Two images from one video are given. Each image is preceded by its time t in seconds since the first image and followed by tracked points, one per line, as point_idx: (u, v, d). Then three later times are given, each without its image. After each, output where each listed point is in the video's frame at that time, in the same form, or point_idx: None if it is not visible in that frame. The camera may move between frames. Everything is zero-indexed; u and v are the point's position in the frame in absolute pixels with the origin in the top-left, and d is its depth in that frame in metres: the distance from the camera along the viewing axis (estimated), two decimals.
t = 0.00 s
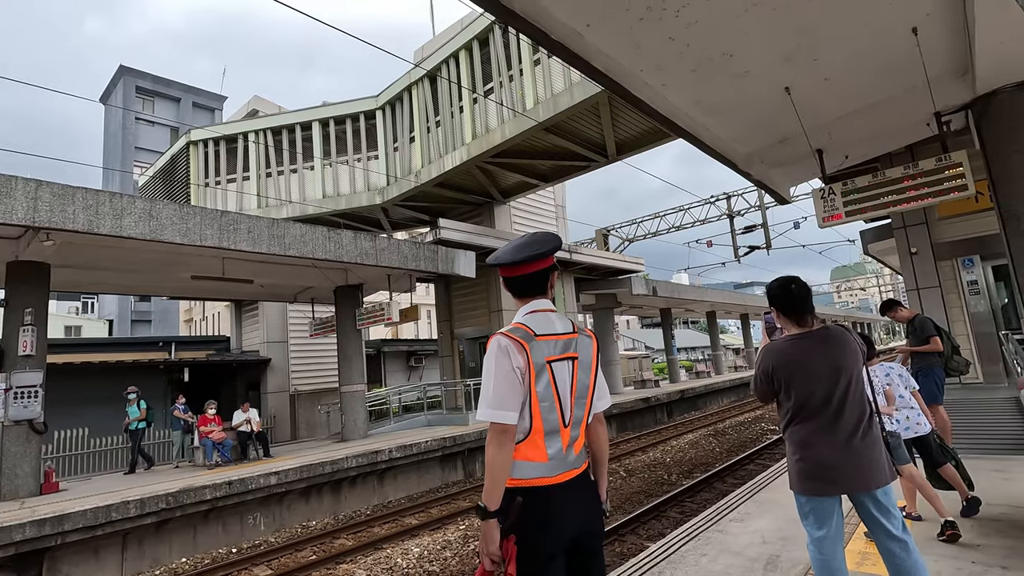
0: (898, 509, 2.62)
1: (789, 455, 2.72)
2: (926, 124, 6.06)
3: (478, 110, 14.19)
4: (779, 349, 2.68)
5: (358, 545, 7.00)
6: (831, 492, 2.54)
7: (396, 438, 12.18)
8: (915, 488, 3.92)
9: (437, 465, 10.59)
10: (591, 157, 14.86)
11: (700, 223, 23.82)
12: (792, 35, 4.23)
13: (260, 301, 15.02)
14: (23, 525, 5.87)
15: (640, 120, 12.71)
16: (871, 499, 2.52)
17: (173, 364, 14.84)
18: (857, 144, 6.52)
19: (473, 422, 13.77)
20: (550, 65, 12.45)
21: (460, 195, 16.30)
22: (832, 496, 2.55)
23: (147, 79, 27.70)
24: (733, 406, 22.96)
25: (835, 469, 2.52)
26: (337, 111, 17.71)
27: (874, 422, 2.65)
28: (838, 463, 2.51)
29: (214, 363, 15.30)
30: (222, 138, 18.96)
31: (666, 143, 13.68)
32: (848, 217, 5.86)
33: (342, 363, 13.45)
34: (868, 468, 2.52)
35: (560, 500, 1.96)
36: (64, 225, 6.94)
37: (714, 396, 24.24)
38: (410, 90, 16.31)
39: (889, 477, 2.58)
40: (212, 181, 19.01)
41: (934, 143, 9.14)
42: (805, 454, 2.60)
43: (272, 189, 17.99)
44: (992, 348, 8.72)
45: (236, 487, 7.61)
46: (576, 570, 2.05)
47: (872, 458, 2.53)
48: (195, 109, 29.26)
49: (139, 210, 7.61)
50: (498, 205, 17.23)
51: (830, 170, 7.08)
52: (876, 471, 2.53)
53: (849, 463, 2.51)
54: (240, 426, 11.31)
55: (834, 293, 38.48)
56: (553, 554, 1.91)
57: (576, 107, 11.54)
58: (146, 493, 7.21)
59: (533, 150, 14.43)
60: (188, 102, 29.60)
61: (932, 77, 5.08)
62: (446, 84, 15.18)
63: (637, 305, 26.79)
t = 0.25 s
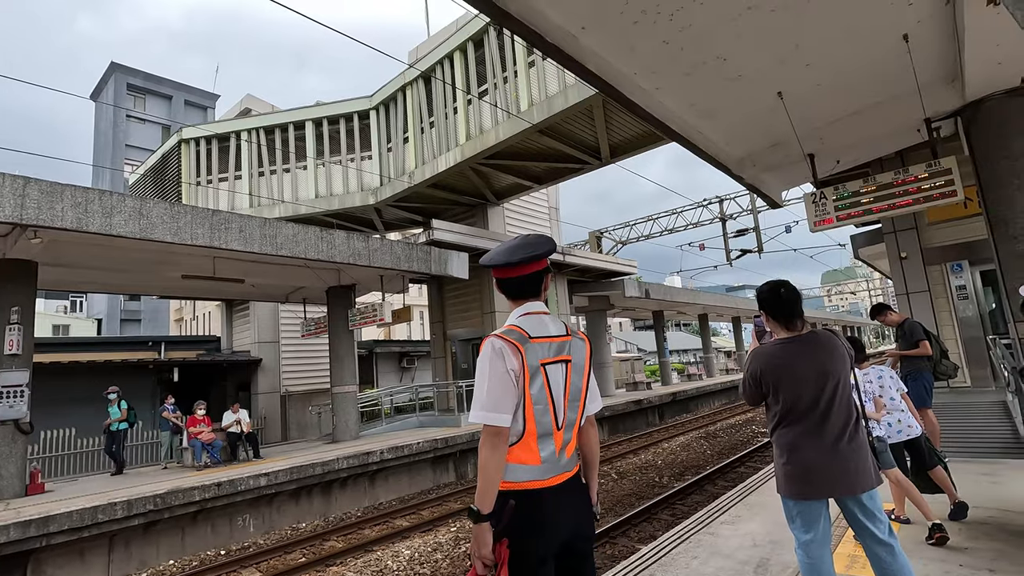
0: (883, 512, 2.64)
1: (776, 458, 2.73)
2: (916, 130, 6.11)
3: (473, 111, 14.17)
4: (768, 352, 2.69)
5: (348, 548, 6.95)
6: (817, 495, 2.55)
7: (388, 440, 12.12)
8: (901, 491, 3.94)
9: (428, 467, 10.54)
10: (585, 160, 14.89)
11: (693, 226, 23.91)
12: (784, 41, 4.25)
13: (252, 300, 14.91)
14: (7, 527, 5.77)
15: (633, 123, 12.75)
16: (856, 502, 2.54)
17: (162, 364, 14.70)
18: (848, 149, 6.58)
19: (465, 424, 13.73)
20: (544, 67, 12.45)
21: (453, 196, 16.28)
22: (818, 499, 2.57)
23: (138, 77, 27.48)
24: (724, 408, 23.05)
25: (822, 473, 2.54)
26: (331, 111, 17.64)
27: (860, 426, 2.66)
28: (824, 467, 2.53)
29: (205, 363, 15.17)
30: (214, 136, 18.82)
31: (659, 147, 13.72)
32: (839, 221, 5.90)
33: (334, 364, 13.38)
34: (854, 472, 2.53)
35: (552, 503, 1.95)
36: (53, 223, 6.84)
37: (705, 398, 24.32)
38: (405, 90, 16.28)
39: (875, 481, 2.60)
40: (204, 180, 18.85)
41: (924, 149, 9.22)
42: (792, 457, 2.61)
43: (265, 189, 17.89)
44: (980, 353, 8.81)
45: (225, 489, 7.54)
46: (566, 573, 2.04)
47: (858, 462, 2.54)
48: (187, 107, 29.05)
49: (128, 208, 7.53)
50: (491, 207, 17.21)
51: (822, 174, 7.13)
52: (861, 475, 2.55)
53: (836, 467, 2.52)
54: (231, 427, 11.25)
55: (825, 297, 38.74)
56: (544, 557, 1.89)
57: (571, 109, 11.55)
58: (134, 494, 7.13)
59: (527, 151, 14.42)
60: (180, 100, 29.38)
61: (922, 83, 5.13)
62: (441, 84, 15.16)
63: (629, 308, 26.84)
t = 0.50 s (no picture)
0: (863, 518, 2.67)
1: (759, 464, 2.75)
2: (897, 141, 6.24)
3: (462, 116, 14.15)
4: (753, 359, 2.70)
5: (331, 554, 6.84)
6: (799, 501, 2.57)
7: (372, 445, 11.97)
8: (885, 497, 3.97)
9: (413, 472, 10.44)
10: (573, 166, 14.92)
11: (679, 233, 24.09)
12: (771, 52, 4.33)
13: (235, 303, 14.71)
14: None
15: (621, 130, 12.81)
16: (838, 508, 2.56)
17: (142, 367, 14.41)
18: (831, 160, 6.69)
19: (451, 429, 13.64)
20: (534, 73, 12.48)
21: (441, 201, 16.22)
22: (800, 506, 2.58)
23: (122, 74, 27.05)
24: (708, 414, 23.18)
25: (804, 480, 2.55)
26: (318, 113, 17.51)
27: (842, 433, 2.69)
28: (807, 474, 2.54)
29: (186, 366, 14.91)
30: (199, 136, 18.60)
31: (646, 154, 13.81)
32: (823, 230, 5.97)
33: (318, 368, 13.22)
34: (836, 478, 2.55)
35: (541, 508, 1.93)
36: (31, 222, 6.69)
37: (690, 404, 24.43)
38: (393, 94, 16.25)
39: (856, 488, 2.62)
40: (188, 181, 18.59)
41: (904, 161, 9.40)
42: (776, 464, 2.62)
43: (250, 190, 17.68)
44: (959, 361, 8.96)
45: (205, 494, 7.41)
46: None
47: (841, 469, 2.57)
48: (171, 107, 28.70)
49: (109, 207, 7.39)
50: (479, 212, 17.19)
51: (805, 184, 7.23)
52: (843, 481, 2.57)
53: (818, 474, 2.54)
54: (212, 431, 11.02)
55: (808, 305, 39.21)
56: (532, 563, 1.87)
57: (559, 116, 11.59)
58: (110, 500, 6.97)
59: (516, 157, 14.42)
60: (165, 99, 29.06)
61: (903, 96, 5.26)
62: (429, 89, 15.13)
63: (615, 314, 26.93)
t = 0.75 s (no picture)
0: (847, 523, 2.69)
1: (745, 468, 2.73)
2: (872, 152, 6.51)
3: (445, 120, 14.07)
4: (739, 363, 2.70)
5: (308, 562, 6.68)
6: (783, 505, 2.55)
7: (350, 452, 11.76)
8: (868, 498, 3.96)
9: (392, 478, 10.27)
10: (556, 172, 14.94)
11: (659, 240, 24.29)
12: (754, 57, 4.58)
13: (211, 306, 14.39)
14: None
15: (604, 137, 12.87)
16: (823, 513, 2.55)
17: (113, 372, 13.98)
18: (809, 168, 6.90)
19: (431, 434, 13.49)
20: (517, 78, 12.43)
21: (423, 204, 16.11)
22: (785, 510, 2.57)
23: (96, 72, 26.43)
24: (687, 420, 23.34)
25: (789, 484, 2.54)
26: (300, 114, 17.32)
27: (827, 437, 2.68)
28: (791, 477, 2.54)
29: (158, 370, 14.51)
30: (176, 135, 18.18)
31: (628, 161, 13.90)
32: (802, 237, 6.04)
33: (296, 372, 12.98)
34: (820, 482, 2.54)
35: (534, 511, 1.89)
36: None
37: (669, 410, 24.58)
38: (376, 96, 16.14)
39: (841, 492, 2.61)
40: (163, 181, 18.15)
41: (879, 171, 9.61)
42: (760, 468, 2.61)
43: (227, 191, 17.32)
44: (931, 367, 9.17)
45: (178, 502, 7.18)
46: None
47: (825, 473, 2.56)
48: (147, 106, 28.09)
49: (81, 206, 7.15)
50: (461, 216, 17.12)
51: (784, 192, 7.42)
52: (827, 485, 2.56)
53: (802, 477, 2.53)
54: (185, 438, 10.76)
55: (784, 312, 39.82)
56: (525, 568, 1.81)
57: (543, 121, 11.59)
58: (77, 508, 6.72)
59: (499, 161, 14.37)
60: (141, 98, 28.45)
61: (879, 108, 5.53)
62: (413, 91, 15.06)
63: (596, 320, 27.00)
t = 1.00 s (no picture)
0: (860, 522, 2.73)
1: (761, 467, 2.77)
2: (871, 152, 6.42)
3: (441, 118, 13.85)
4: (755, 363, 2.72)
5: (303, 565, 6.50)
6: (800, 504, 2.60)
7: (345, 453, 11.57)
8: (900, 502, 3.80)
9: (388, 479, 10.08)
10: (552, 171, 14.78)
11: (654, 240, 24.21)
12: (756, 57, 4.53)
13: (203, 305, 14.13)
14: None
15: (601, 136, 12.75)
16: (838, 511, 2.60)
17: (103, 372, 13.66)
18: (810, 169, 6.85)
19: (426, 435, 13.31)
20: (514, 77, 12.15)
21: (419, 204, 15.93)
22: (802, 509, 2.61)
23: (86, 69, 25.96)
24: (682, 420, 23.27)
25: (806, 483, 2.58)
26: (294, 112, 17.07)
27: (842, 436, 2.72)
28: (809, 477, 2.57)
29: (149, 370, 14.23)
30: (169, 133, 17.76)
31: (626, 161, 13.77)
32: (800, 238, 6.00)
33: (290, 372, 12.78)
34: (836, 482, 2.59)
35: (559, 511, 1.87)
36: None
37: (664, 410, 24.49)
38: (371, 94, 15.95)
39: (856, 491, 2.66)
40: (156, 179, 17.76)
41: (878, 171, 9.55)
42: (777, 467, 2.65)
43: (221, 189, 17.02)
44: (930, 367, 9.12)
45: (169, 504, 6.98)
46: None
47: (841, 472, 2.60)
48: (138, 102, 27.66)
49: (71, 203, 6.93)
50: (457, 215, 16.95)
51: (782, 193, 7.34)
52: (843, 485, 2.61)
53: (820, 477, 2.57)
54: (177, 438, 10.54)
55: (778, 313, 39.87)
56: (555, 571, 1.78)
57: (540, 120, 11.43)
58: (66, 510, 6.51)
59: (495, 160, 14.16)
60: (131, 95, 28.00)
61: (878, 107, 5.49)
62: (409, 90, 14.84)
63: (591, 320, 26.88)
